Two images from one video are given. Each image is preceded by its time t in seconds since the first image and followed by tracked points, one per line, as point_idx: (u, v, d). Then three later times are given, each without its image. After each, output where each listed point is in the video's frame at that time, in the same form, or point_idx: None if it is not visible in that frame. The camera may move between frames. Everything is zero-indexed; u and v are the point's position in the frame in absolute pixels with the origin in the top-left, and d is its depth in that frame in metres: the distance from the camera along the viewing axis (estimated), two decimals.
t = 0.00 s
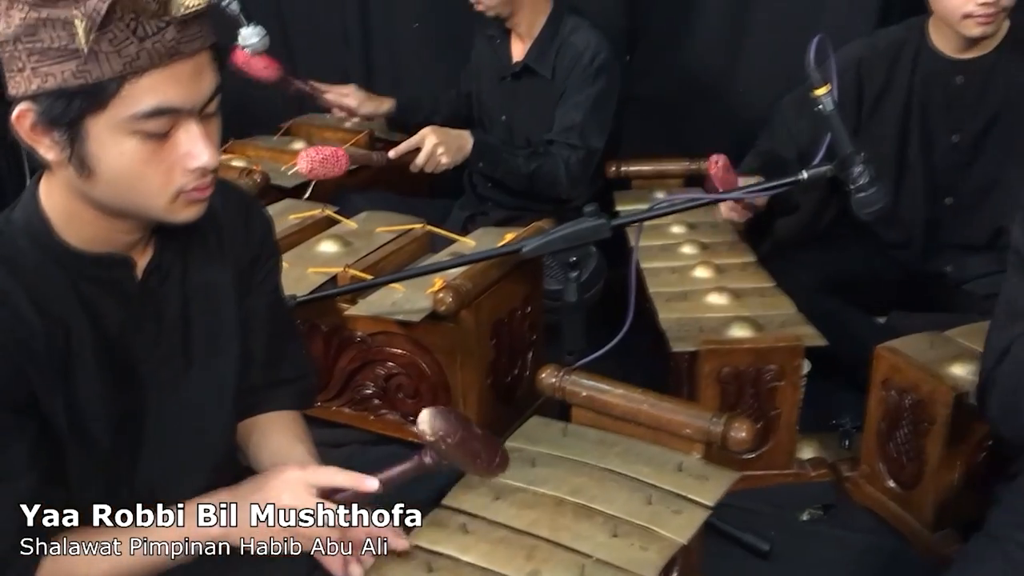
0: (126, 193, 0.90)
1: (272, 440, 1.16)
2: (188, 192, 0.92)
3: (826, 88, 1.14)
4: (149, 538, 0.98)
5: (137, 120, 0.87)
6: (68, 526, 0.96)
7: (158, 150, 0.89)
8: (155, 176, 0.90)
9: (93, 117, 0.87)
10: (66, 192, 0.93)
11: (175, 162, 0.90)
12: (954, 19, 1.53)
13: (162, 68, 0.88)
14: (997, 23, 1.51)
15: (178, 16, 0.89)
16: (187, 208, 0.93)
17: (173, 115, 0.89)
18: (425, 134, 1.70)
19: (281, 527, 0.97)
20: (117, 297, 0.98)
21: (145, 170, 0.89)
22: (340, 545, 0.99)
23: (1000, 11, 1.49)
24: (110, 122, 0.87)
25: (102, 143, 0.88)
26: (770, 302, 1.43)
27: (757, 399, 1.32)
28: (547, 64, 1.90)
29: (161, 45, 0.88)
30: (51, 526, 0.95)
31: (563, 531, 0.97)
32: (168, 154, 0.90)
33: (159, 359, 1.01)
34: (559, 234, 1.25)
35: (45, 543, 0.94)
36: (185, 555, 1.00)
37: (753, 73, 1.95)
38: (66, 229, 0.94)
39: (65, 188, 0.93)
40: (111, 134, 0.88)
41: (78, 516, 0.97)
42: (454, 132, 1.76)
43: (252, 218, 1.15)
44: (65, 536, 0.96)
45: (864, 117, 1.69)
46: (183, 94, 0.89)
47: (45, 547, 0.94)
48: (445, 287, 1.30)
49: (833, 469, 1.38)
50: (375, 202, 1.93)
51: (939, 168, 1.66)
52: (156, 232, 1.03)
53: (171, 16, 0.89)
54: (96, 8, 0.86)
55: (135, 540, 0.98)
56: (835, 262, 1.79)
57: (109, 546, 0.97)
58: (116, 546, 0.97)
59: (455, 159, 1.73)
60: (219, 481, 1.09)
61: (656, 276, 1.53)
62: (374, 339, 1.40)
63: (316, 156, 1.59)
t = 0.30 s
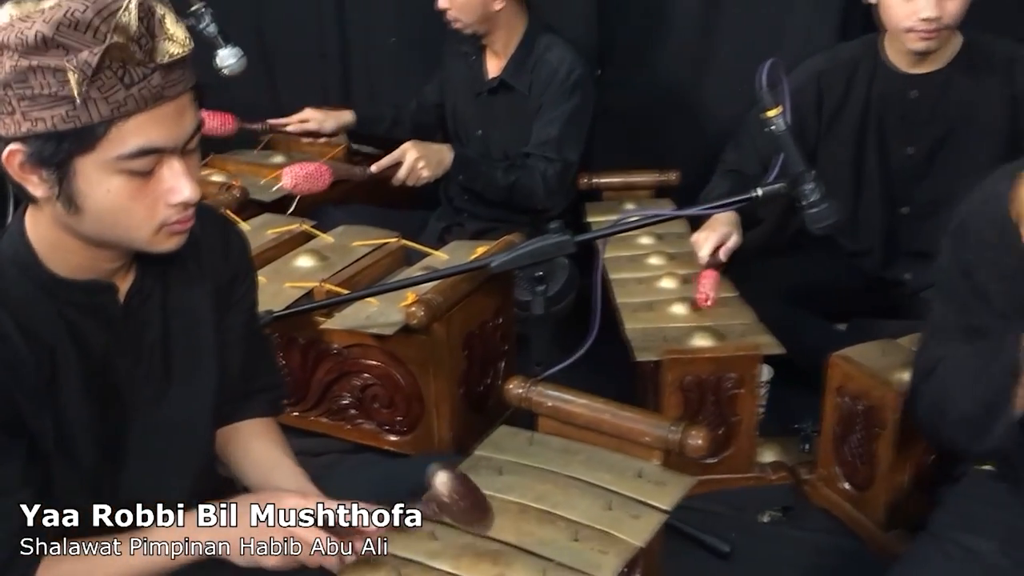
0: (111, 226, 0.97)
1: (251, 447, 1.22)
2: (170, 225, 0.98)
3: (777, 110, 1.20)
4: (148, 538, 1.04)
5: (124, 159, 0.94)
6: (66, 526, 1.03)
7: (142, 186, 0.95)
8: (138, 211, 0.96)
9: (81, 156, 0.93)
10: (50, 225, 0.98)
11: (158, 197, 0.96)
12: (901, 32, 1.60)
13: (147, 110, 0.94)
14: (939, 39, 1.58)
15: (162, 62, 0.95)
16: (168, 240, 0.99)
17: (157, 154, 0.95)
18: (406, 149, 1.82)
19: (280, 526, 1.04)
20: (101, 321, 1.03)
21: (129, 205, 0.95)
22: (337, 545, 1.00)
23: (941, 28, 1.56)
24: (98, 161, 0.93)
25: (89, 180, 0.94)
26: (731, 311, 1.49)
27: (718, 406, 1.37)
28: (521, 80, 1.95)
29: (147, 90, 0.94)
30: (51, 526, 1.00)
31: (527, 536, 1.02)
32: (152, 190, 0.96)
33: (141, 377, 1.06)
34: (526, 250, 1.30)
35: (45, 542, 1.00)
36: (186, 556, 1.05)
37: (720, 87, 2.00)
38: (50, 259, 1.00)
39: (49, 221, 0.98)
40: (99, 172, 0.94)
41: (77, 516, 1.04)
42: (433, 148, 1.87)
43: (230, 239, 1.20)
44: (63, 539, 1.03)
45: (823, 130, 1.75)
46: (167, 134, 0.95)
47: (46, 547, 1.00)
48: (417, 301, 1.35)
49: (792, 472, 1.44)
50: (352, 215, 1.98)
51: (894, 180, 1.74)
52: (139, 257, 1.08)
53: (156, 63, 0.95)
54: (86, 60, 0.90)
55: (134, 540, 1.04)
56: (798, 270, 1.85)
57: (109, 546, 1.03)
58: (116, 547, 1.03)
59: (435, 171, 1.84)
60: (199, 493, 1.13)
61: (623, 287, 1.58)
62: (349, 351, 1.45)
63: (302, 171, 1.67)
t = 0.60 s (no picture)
0: (79, 246, 1.01)
1: (214, 458, 1.27)
2: (137, 244, 1.03)
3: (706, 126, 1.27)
4: (148, 537, 1.10)
5: (95, 181, 0.99)
6: (67, 526, 1.12)
7: (111, 208, 1.00)
8: (107, 231, 1.01)
9: (55, 179, 0.98)
10: (21, 244, 1.03)
11: (126, 218, 1.01)
12: (823, 38, 1.67)
13: (117, 136, 0.99)
14: (857, 46, 1.65)
15: (134, 91, 1.00)
16: (134, 258, 1.04)
17: (125, 178, 1.00)
18: (357, 165, 1.83)
19: (279, 526, 1.11)
20: (65, 337, 1.07)
21: (99, 226, 1.00)
22: (338, 544, 1.06)
23: (858, 35, 1.63)
24: (71, 184, 0.98)
25: (61, 202, 0.99)
26: (668, 317, 1.57)
27: (659, 407, 1.44)
28: (474, 95, 2.01)
29: (118, 117, 0.99)
30: (50, 526, 1.11)
31: (470, 535, 1.08)
32: (121, 211, 1.01)
33: (103, 391, 1.11)
34: (471, 261, 1.36)
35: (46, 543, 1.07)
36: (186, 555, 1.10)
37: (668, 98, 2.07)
38: (21, 276, 1.04)
39: (20, 241, 1.03)
40: (71, 194, 0.99)
41: (77, 516, 1.12)
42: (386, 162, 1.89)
43: (190, 255, 1.24)
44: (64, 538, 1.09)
45: (766, 129, 1.81)
46: (135, 158, 1.01)
47: (46, 547, 1.07)
48: (370, 311, 1.40)
49: (731, 469, 1.51)
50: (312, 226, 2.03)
51: (833, 183, 1.79)
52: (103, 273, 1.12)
53: (129, 92, 1.00)
54: (65, 89, 0.96)
55: (135, 540, 1.10)
56: (742, 276, 1.92)
57: (108, 546, 1.09)
58: (115, 547, 1.10)
59: (388, 185, 1.86)
60: (162, 503, 1.19)
61: (571, 294, 1.65)
62: (306, 359, 1.50)
63: (256, 190, 1.80)
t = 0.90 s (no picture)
0: (21, 259, 1.04)
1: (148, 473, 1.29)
2: (77, 258, 1.06)
3: (612, 140, 1.36)
4: (147, 538, 1.11)
5: (40, 196, 1.02)
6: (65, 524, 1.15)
7: (56, 223, 1.04)
8: (49, 245, 1.04)
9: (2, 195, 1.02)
10: None
11: (69, 234, 1.05)
12: (751, 54, 1.66)
13: (65, 156, 1.04)
14: (784, 59, 1.66)
15: (83, 115, 1.06)
16: (73, 272, 1.06)
17: (71, 195, 1.04)
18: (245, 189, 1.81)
19: (280, 526, 1.12)
20: None
21: (42, 240, 1.03)
22: (341, 544, 1.11)
23: (787, 48, 1.64)
24: (18, 199, 1.02)
25: (8, 216, 1.02)
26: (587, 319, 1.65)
27: (578, 407, 1.51)
28: (399, 107, 2.06)
29: (69, 138, 1.04)
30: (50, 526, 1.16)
31: (389, 534, 1.13)
32: (65, 227, 1.04)
33: (34, 407, 1.15)
34: (394, 272, 1.41)
35: (46, 543, 1.09)
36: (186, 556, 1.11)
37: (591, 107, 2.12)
38: None
39: None
40: (16, 209, 1.02)
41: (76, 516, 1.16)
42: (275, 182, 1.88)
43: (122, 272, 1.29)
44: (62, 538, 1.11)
45: (687, 131, 1.79)
46: (80, 176, 1.05)
47: (46, 547, 1.10)
48: (296, 322, 1.45)
49: (648, 464, 1.60)
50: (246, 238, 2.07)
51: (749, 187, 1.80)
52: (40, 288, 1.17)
53: (77, 116, 1.05)
54: (21, 110, 1.01)
55: (134, 540, 1.11)
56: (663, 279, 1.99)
57: (108, 546, 1.11)
58: (114, 546, 1.11)
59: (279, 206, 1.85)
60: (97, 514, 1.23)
61: (495, 301, 1.71)
62: (237, 371, 1.54)
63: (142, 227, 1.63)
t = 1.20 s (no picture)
0: None
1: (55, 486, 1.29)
2: None
3: (507, 149, 1.44)
4: (146, 539, 1.12)
5: None
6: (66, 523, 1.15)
7: None
8: None
9: None
10: None
11: None
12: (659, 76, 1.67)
13: None
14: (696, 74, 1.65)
15: None
16: None
17: None
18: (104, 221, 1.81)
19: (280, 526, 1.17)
20: None
21: None
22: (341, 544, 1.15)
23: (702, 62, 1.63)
24: None
25: None
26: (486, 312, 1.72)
27: (485, 407, 1.55)
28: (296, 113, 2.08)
29: None
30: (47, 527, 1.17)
31: (292, 535, 1.16)
32: None
33: None
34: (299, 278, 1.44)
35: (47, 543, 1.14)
36: (186, 556, 1.13)
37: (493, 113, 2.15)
38: None
39: None
40: None
41: (76, 516, 1.16)
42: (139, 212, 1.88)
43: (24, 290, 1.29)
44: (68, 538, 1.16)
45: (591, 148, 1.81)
46: None
47: (47, 547, 1.14)
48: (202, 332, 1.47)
49: (553, 459, 1.66)
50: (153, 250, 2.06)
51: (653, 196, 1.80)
52: None
53: None
54: None
55: (134, 541, 1.12)
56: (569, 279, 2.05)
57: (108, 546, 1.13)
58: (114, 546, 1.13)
59: (141, 233, 1.85)
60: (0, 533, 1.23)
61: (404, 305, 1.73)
62: (144, 382, 1.53)
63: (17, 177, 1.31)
